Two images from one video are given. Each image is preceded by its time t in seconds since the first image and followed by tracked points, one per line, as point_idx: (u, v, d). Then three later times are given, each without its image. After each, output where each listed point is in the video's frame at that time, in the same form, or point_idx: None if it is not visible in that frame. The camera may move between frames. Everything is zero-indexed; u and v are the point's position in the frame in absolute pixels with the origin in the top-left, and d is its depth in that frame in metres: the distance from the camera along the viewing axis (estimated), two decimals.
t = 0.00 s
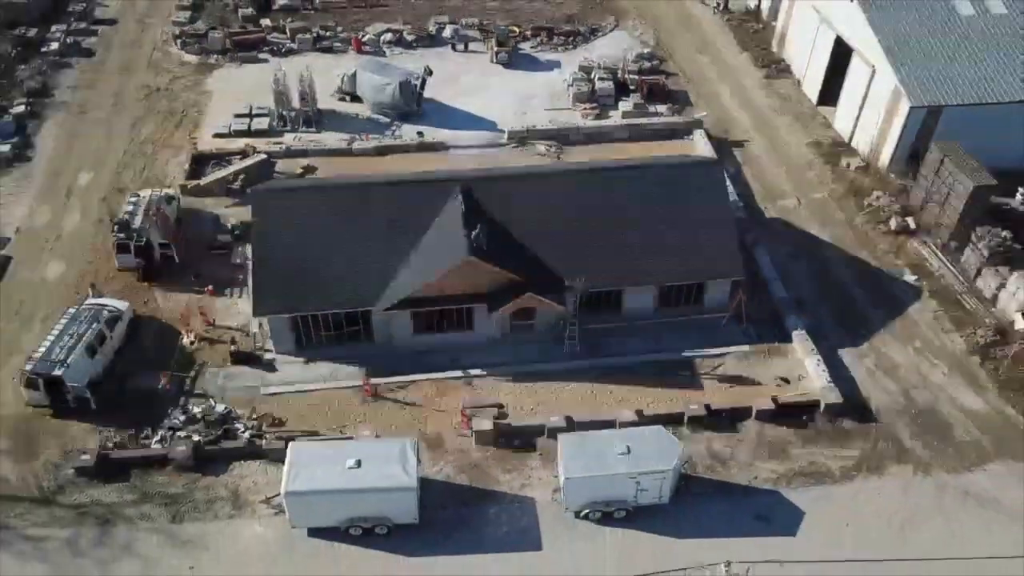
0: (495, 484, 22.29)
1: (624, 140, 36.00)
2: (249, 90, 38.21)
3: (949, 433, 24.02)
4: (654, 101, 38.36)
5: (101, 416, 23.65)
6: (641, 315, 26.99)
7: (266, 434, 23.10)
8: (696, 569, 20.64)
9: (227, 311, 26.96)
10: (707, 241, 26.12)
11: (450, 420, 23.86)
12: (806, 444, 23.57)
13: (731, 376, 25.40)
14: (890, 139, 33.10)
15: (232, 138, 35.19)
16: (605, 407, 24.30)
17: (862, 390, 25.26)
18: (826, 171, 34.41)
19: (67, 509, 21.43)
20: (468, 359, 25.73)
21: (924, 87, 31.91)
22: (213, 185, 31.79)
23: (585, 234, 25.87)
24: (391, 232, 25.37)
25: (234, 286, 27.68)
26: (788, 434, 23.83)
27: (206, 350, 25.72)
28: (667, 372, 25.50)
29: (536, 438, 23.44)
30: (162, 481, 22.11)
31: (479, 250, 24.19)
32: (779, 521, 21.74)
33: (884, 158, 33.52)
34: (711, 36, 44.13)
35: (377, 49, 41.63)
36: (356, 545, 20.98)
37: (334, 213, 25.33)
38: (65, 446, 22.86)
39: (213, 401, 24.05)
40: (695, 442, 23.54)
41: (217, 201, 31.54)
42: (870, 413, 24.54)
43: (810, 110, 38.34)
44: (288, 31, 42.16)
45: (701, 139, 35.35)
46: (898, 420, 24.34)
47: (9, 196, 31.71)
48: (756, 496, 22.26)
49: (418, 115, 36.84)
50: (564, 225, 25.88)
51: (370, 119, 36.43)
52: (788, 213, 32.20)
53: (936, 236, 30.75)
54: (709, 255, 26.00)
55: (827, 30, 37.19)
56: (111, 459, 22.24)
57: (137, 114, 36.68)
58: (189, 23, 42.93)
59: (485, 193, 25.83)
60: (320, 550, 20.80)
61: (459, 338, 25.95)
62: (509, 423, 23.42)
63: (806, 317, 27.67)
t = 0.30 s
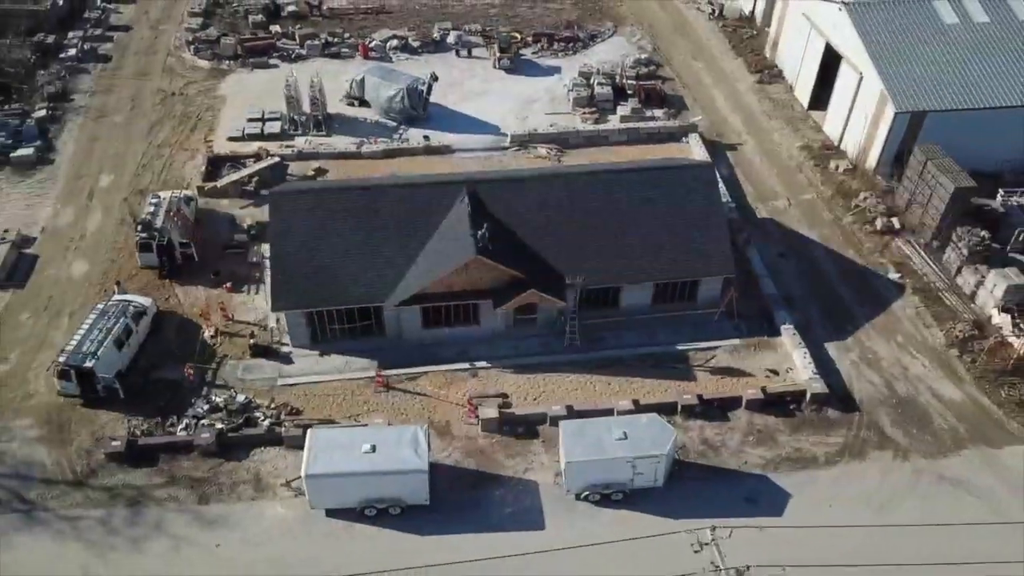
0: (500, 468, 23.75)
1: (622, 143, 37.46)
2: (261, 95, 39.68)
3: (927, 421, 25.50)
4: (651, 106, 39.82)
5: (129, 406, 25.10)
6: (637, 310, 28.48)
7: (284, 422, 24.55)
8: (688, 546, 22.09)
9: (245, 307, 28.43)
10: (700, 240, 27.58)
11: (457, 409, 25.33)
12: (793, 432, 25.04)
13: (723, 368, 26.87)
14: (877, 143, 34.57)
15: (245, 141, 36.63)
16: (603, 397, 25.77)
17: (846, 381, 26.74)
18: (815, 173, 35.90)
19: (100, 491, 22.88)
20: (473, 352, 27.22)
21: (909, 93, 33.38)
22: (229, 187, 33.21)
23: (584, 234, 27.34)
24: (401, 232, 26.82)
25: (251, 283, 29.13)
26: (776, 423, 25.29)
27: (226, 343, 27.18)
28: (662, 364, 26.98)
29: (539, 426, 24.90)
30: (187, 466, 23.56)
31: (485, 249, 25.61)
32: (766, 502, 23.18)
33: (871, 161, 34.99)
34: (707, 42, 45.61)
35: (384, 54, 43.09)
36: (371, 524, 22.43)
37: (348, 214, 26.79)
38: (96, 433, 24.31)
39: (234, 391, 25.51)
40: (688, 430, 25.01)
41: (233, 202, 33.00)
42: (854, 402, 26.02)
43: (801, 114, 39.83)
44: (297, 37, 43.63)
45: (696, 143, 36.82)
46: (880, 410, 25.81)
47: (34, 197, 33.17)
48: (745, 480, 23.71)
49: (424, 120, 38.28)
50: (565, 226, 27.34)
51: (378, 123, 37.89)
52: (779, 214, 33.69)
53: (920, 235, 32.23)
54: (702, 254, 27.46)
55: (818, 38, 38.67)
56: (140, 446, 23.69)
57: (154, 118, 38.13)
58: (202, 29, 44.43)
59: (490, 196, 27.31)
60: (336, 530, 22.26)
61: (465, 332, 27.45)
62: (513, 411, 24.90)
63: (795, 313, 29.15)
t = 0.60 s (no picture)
0: (505, 456, 25.21)
1: (620, 147, 38.91)
2: (273, 101, 41.14)
3: (908, 412, 26.98)
4: (649, 111, 41.27)
5: (154, 398, 26.56)
6: (635, 307, 29.96)
7: (302, 413, 26.02)
8: (682, 527, 23.50)
9: (262, 304, 29.90)
10: (695, 241, 29.03)
11: (465, 401, 26.81)
12: (782, 422, 26.49)
13: (716, 363, 28.34)
14: (865, 147, 36.07)
15: (258, 145, 38.07)
16: (602, 389, 27.25)
17: (833, 374, 28.21)
18: (806, 177, 37.38)
19: (129, 477, 24.33)
20: (479, 347, 28.71)
21: (895, 99, 34.84)
22: (244, 190, 34.64)
23: (585, 235, 28.80)
24: (412, 234, 28.29)
25: (267, 282, 30.59)
26: (766, 414, 26.75)
27: (245, 339, 28.63)
28: (658, 358, 28.45)
29: (543, 417, 26.37)
30: (211, 454, 25.02)
31: (491, 250, 27.03)
32: (756, 487, 24.59)
33: (859, 165, 36.49)
34: (702, 48, 47.08)
35: (390, 60, 44.54)
36: (384, 509, 23.87)
37: (360, 216, 28.23)
38: (124, 424, 25.77)
39: (253, 385, 26.97)
40: (683, 420, 26.46)
41: (248, 204, 34.44)
42: (840, 395, 27.50)
43: (793, 118, 41.31)
44: (305, 44, 45.09)
45: (692, 147, 38.25)
46: (864, 401, 27.28)
47: (57, 200, 34.62)
48: (736, 467, 25.13)
49: (429, 124, 39.72)
50: (566, 228, 28.80)
51: (385, 128, 39.35)
52: (771, 215, 35.15)
53: (905, 236, 33.71)
54: (697, 254, 28.91)
55: (809, 46, 40.15)
56: (166, 435, 25.13)
57: (169, 123, 39.57)
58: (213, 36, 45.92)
59: (495, 199, 28.78)
60: (352, 514, 23.70)
61: (471, 328, 28.96)
62: (518, 403, 26.37)
63: (785, 310, 30.62)
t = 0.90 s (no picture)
0: (510, 448, 26.62)
1: (619, 152, 40.33)
2: (283, 107, 42.56)
3: (893, 406, 28.38)
4: (646, 116, 42.69)
5: (177, 393, 27.97)
6: (632, 306, 31.40)
7: (317, 406, 27.42)
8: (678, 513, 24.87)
9: (277, 304, 31.31)
10: (691, 243, 30.45)
11: (471, 395, 28.24)
12: (772, 415, 27.89)
13: (710, 359, 29.75)
14: (854, 153, 37.51)
15: (270, 151, 39.49)
16: (602, 384, 28.67)
17: (821, 370, 29.63)
18: (798, 180, 38.83)
19: (154, 467, 25.73)
20: (485, 344, 30.16)
21: (883, 106, 36.26)
22: (257, 194, 36.03)
23: (585, 237, 30.22)
24: (421, 237, 29.71)
25: (282, 282, 32.01)
26: (757, 407, 28.14)
27: (261, 336, 30.04)
28: (655, 355, 29.88)
29: (545, 411, 27.79)
30: (231, 445, 26.42)
31: (496, 252, 28.45)
32: (748, 476, 25.95)
33: (849, 169, 37.94)
34: (699, 55, 48.52)
35: (396, 67, 45.96)
36: (396, 496, 25.24)
37: (372, 220, 29.64)
38: (148, 417, 27.18)
39: (270, 380, 28.39)
40: (679, 413, 27.85)
41: (261, 207, 35.83)
42: (828, 389, 28.91)
43: (786, 124, 42.76)
44: (313, 52, 46.50)
45: (688, 151, 39.67)
46: (851, 396, 28.69)
47: (77, 204, 36.02)
48: (729, 457, 26.50)
49: (434, 130, 41.12)
50: (568, 230, 30.22)
51: (392, 133, 40.74)
52: (764, 218, 36.59)
53: (892, 238, 35.15)
54: (692, 255, 30.33)
55: (801, 54, 41.58)
56: (189, 427, 26.53)
57: (184, 128, 40.97)
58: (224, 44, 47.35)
59: (500, 204, 30.21)
60: (366, 501, 25.08)
61: (477, 326, 30.38)
62: (522, 397, 27.78)
63: (777, 309, 32.05)
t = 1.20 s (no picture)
0: (514, 440, 27.99)
1: (618, 156, 41.70)
2: (292, 113, 43.91)
3: (879, 401, 29.76)
4: (644, 122, 44.07)
5: (196, 388, 29.33)
6: (631, 306, 32.77)
7: (330, 401, 28.79)
8: (674, 501, 26.19)
9: (290, 304, 32.67)
10: (686, 245, 31.82)
11: (477, 390, 29.61)
12: (764, 409, 29.23)
13: (704, 356, 31.13)
14: (845, 157, 38.90)
15: (280, 155, 40.83)
16: (602, 380, 30.04)
17: (811, 367, 31.01)
18: (791, 184, 40.21)
19: (176, 459, 27.08)
20: (490, 342, 31.53)
21: (873, 113, 37.62)
22: (269, 197, 37.37)
23: (585, 239, 31.58)
24: (428, 239, 31.09)
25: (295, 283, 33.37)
26: (749, 402, 29.49)
27: (275, 335, 31.40)
28: (652, 352, 31.25)
29: (548, 405, 29.14)
30: (249, 438, 27.77)
31: (501, 254, 29.83)
32: (740, 466, 27.26)
33: (840, 173, 39.32)
34: (695, 61, 49.90)
35: (401, 74, 47.33)
36: (406, 486, 26.57)
37: (381, 223, 30.99)
38: (170, 412, 28.53)
39: (285, 376, 29.74)
40: (674, 408, 29.19)
41: (272, 210, 37.17)
42: (817, 385, 30.27)
43: (779, 129, 44.16)
44: (320, 58, 47.84)
45: (684, 156, 41.03)
46: (839, 391, 30.06)
47: (95, 207, 37.37)
48: (722, 449, 27.82)
49: (438, 135, 42.48)
50: (569, 233, 31.59)
51: (398, 138, 42.12)
52: (757, 220, 37.97)
53: (881, 240, 36.52)
54: (687, 257, 31.69)
55: (794, 61, 42.95)
56: (208, 421, 27.88)
57: (196, 134, 42.32)
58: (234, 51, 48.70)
59: (503, 208, 31.58)
60: (377, 490, 26.42)
61: (482, 325, 31.75)
62: (525, 392, 29.15)
63: (769, 308, 33.42)
